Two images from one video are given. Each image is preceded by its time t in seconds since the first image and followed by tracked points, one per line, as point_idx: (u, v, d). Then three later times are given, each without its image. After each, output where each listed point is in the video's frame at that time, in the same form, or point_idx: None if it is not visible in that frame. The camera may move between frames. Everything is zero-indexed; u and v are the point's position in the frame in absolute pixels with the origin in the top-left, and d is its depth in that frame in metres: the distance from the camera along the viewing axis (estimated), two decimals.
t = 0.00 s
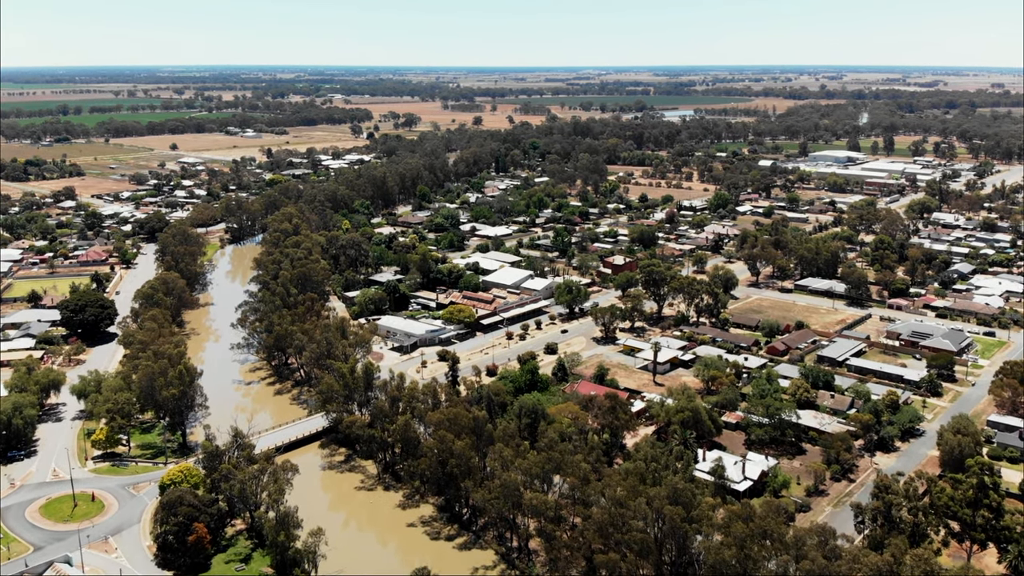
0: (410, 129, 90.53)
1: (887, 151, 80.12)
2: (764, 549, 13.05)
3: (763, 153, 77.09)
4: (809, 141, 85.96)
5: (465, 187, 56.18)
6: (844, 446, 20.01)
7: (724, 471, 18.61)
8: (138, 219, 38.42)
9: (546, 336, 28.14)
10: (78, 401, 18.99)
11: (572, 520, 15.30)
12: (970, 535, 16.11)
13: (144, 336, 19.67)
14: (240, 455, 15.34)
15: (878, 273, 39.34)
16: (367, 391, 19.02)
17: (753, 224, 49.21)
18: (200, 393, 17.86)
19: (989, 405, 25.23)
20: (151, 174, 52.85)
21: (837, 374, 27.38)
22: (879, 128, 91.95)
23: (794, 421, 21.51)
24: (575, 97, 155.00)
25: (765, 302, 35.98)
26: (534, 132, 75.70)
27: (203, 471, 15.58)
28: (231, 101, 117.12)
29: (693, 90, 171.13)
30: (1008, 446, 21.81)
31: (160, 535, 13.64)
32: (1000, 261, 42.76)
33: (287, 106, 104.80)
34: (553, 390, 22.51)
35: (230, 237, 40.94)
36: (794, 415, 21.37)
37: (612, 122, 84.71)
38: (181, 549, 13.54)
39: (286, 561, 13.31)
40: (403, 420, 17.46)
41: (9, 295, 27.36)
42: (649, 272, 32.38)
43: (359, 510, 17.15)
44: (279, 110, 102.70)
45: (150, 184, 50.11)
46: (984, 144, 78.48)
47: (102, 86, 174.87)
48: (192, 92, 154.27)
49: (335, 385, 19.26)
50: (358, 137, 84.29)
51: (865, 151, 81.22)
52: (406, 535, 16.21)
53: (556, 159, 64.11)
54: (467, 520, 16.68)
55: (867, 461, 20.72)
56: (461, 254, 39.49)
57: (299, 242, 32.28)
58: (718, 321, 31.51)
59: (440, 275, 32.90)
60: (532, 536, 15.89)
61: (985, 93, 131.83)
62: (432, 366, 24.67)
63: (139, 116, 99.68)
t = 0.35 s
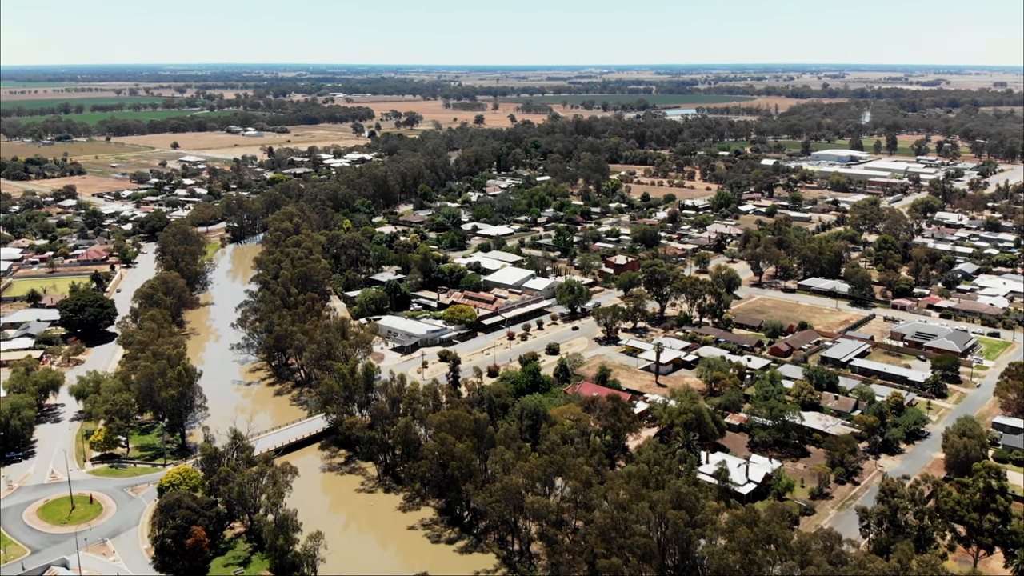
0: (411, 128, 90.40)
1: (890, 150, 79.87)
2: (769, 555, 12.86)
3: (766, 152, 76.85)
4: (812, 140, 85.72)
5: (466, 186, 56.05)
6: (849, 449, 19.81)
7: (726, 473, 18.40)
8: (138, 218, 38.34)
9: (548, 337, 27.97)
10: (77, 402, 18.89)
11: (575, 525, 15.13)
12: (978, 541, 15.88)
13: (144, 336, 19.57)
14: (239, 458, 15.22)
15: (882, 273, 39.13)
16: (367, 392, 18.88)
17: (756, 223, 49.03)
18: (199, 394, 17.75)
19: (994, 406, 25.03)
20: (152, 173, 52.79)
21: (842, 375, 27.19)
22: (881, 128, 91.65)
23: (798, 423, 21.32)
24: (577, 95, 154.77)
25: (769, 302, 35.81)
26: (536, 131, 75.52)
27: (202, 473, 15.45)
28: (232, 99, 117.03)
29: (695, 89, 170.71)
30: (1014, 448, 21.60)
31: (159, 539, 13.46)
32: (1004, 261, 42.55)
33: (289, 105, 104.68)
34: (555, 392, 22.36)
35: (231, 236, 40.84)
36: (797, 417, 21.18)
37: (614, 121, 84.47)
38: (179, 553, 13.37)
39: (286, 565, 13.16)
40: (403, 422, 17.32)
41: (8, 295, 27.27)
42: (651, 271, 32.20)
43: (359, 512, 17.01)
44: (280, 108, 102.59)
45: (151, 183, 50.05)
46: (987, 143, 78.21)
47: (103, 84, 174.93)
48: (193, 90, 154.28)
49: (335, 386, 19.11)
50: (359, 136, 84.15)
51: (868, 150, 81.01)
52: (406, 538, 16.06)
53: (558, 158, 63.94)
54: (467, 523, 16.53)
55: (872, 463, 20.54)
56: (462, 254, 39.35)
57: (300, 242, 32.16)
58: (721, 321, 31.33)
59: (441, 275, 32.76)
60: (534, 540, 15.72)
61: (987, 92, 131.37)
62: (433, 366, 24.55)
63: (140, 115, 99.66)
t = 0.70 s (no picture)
0: (413, 127, 90.27)
1: (892, 149, 79.58)
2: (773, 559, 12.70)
3: (768, 151, 76.64)
4: (814, 139, 85.50)
5: (468, 184, 55.93)
6: (853, 450, 19.64)
7: (730, 475, 18.22)
8: (139, 216, 38.26)
9: (550, 336, 27.84)
10: (76, 402, 18.80)
11: (577, 528, 15.00)
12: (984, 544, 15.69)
13: (143, 336, 19.46)
14: (239, 460, 15.12)
15: (885, 273, 38.95)
16: (367, 393, 18.76)
17: (758, 222, 48.87)
18: (199, 394, 17.65)
19: (998, 407, 24.86)
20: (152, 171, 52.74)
21: (845, 376, 27.03)
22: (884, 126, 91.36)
23: (801, 424, 21.16)
24: (578, 94, 154.43)
25: (771, 301, 35.66)
26: (537, 130, 75.36)
27: (201, 475, 15.33)
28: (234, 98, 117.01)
29: (697, 88, 170.42)
30: (1020, 450, 21.42)
31: (156, 541, 13.34)
32: (1008, 261, 42.34)
33: (290, 103, 104.60)
34: (556, 392, 22.23)
35: (232, 235, 40.76)
36: (801, 418, 21.03)
37: (615, 119, 84.27)
38: (178, 555, 13.25)
39: (285, 567, 13.05)
40: (404, 423, 17.19)
41: (8, 293, 27.19)
42: (654, 271, 32.03)
43: (359, 514, 16.89)
44: (282, 107, 102.59)
45: (152, 181, 50.02)
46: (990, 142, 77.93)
47: (105, 83, 174.95)
48: (194, 89, 154.40)
49: (335, 386, 19.01)
50: (360, 134, 84.06)
51: (870, 149, 80.73)
52: (406, 540, 15.95)
53: (559, 157, 63.78)
54: (468, 525, 16.42)
55: (876, 465, 20.38)
56: (463, 253, 39.24)
57: (300, 241, 32.06)
58: (724, 321, 31.18)
59: (442, 274, 32.65)
60: (536, 543, 15.59)
61: (990, 91, 130.98)
62: (434, 366, 24.44)
63: (141, 113, 99.68)
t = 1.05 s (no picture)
0: (414, 125, 90.17)
1: (895, 148, 79.38)
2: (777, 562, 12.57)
3: (770, 150, 76.47)
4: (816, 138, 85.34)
5: (469, 183, 55.85)
6: (857, 451, 19.50)
7: (733, 477, 18.09)
8: (140, 215, 38.21)
9: (552, 336, 27.73)
10: (75, 402, 18.73)
11: (579, 530, 14.87)
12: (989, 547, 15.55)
13: (143, 336, 19.37)
14: (238, 461, 15.02)
15: (888, 272, 38.80)
16: (369, 393, 18.66)
17: (760, 222, 48.77)
18: (199, 395, 17.58)
19: (1002, 408, 24.72)
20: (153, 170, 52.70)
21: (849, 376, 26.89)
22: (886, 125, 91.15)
23: (804, 425, 21.04)
24: (580, 93, 154.19)
25: (774, 301, 35.53)
26: (539, 129, 75.25)
27: (200, 476, 15.22)
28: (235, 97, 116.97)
29: (699, 86, 170.22)
30: None
31: (155, 544, 13.22)
32: (1012, 261, 42.16)
33: (291, 102, 104.55)
34: (558, 393, 22.12)
35: (233, 234, 40.71)
36: (804, 419, 20.91)
37: (617, 118, 84.13)
38: (177, 558, 13.14)
39: (285, 569, 12.95)
40: (404, 424, 17.09)
41: (8, 292, 27.14)
42: (656, 271, 31.88)
43: (360, 515, 16.79)
44: (284, 106, 102.54)
45: (152, 180, 49.99)
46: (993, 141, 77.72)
47: (107, 81, 175.07)
48: (196, 87, 154.41)
49: (336, 387, 18.91)
50: (362, 133, 84.01)
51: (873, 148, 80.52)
52: (408, 542, 15.84)
53: (561, 156, 63.65)
54: (469, 527, 16.32)
55: (879, 466, 20.26)
56: (465, 252, 39.16)
57: (301, 240, 31.98)
58: (726, 321, 31.04)
59: (444, 273, 32.53)
60: (538, 544, 15.48)
61: (992, 90, 130.72)
62: (436, 366, 24.34)
63: (142, 112, 99.72)
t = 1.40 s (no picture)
0: (425, 123, 90.10)
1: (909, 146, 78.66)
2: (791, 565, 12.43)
3: (782, 148, 75.91)
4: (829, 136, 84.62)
5: (480, 181, 55.72)
6: (871, 452, 19.27)
7: (746, 478, 17.90)
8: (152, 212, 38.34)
9: (563, 335, 27.59)
10: (87, 399, 18.80)
11: (590, 530, 14.76)
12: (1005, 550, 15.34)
13: (155, 333, 19.39)
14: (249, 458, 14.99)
15: (902, 271, 38.41)
16: (379, 391, 18.58)
17: (773, 220, 48.40)
18: (211, 392, 17.58)
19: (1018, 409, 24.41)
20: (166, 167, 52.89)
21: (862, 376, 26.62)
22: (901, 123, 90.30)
23: (818, 425, 20.81)
24: (592, 90, 153.61)
25: (787, 300, 35.23)
26: (551, 126, 75.01)
27: (211, 473, 15.19)
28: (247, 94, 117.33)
29: (711, 84, 169.28)
30: None
31: (166, 541, 13.21)
32: None
33: (303, 99, 104.73)
34: (569, 391, 22.00)
35: (245, 230, 40.81)
36: (818, 419, 20.68)
37: (629, 116, 83.76)
38: (188, 555, 13.13)
39: (295, 568, 12.91)
40: (415, 422, 17.03)
41: (22, 289, 27.29)
42: (668, 269, 31.64)
43: (371, 513, 16.75)
44: (295, 103, 102.66)
45: (165, 177, 50.17)
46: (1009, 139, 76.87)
47: (121, 78, 176.24)
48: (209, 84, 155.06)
49: (347, 384, 18.85)
50: (373, 131, 84.02)
51: (887, 146, 79.81)
52: (419, 541, 15.79)
53: (573, 154, 63.41)
54: (480, 525, 16.26)
55: (893, 467, 20.04)
56: (476, 250, 39.07)
57: (313, 237, 31.99)
58: (739, 320, 30.79)
59: (455, 271, 32.40)
60: (548, 544, 15.39)
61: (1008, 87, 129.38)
62: (446, 364, 24.28)
63: (155, 109, 100.20)
